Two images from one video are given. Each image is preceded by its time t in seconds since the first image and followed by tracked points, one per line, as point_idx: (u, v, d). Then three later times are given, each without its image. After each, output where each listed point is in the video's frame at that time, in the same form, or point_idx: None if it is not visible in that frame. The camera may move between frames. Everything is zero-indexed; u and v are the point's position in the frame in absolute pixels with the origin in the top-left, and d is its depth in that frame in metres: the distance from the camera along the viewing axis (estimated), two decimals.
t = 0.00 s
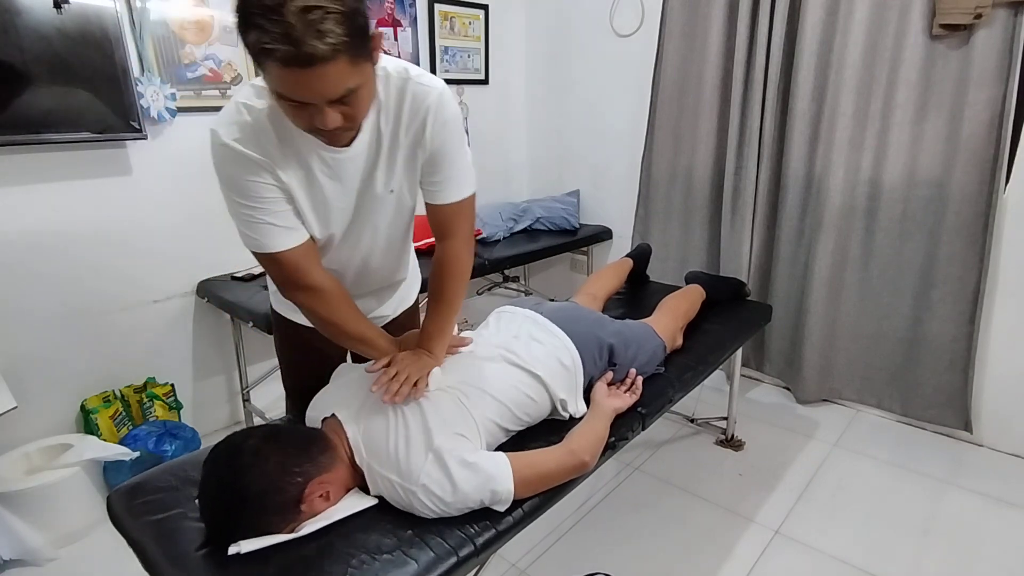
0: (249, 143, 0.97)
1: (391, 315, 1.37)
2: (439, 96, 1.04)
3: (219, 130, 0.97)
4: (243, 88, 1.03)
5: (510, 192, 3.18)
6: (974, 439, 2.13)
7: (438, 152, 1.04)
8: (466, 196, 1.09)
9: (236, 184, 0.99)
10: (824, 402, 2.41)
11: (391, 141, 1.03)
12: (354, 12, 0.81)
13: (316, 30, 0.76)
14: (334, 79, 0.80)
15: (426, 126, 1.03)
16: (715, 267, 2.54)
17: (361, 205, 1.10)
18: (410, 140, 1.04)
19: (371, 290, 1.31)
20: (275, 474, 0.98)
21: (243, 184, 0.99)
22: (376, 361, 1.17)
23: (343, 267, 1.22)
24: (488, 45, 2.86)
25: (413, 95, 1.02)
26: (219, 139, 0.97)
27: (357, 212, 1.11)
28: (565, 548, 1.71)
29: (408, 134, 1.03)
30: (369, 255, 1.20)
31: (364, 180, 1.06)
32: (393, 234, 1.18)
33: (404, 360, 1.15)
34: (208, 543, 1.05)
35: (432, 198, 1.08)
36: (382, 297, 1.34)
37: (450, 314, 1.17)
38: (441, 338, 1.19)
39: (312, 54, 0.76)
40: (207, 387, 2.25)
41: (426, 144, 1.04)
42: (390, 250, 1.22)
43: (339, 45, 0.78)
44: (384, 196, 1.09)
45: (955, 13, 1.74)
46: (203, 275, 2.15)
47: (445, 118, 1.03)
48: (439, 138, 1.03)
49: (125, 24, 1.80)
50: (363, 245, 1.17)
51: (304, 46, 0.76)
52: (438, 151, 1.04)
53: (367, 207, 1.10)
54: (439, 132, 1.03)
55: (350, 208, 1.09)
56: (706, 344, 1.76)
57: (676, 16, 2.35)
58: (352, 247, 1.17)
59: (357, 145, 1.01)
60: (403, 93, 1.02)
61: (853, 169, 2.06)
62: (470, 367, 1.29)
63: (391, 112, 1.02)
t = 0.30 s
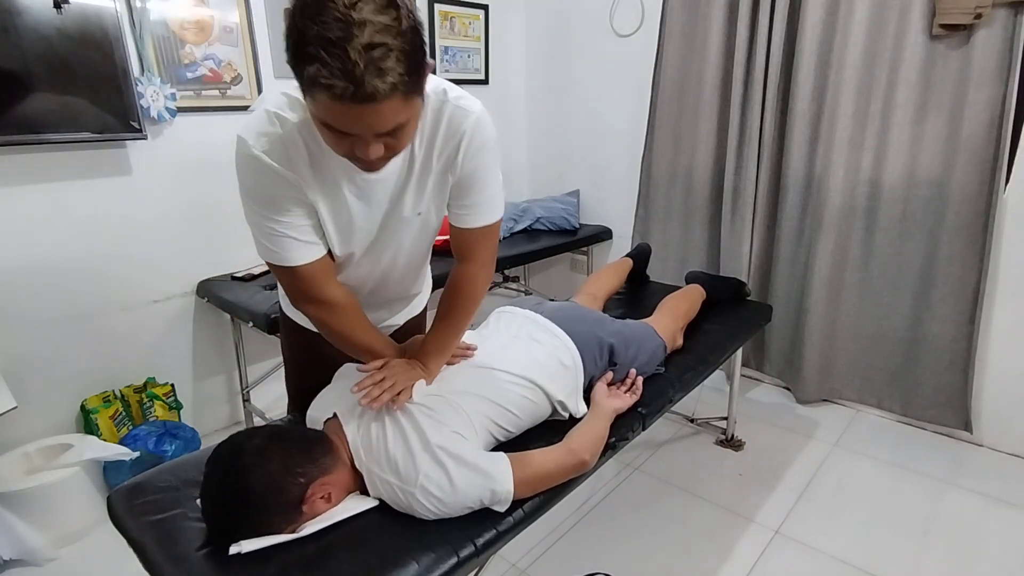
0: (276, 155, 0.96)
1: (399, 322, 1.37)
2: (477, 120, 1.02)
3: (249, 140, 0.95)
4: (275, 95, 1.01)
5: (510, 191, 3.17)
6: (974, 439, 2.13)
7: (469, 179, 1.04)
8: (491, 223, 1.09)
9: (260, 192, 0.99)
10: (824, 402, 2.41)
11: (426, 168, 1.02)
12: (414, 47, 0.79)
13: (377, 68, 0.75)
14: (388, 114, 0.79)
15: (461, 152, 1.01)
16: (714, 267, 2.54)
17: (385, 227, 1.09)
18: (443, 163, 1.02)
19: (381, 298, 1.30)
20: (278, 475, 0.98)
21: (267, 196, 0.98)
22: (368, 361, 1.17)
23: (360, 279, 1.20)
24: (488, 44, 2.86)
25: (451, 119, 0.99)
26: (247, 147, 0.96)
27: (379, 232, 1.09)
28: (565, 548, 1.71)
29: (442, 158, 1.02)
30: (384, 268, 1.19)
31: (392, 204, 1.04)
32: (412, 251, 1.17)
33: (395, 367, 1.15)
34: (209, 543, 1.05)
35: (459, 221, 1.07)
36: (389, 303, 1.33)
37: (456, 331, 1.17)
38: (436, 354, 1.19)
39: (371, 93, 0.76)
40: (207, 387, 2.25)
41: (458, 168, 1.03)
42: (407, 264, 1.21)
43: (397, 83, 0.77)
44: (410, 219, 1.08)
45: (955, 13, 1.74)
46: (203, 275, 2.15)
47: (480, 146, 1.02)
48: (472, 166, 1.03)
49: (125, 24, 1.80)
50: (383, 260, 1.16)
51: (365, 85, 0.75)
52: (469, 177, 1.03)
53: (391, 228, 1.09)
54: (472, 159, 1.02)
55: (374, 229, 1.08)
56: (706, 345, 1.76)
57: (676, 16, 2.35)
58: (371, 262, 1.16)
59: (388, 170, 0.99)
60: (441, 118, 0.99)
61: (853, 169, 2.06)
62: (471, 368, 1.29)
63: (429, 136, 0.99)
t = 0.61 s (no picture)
0: (261, 144, 0.97)
1: (395, 316, 1.37)
2: (458, 110, 1.02)
3: (232, 129, 0.97)
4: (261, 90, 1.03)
5: (510, 191, 3.17)
6: (974, 439, 2.13)
7: (449, 164, 1.03)
8: (470, 211, 1.07)
9: (247, 182, 1.00)
10: (824, 402, 2.41)
11: (404, 152, 1.02)
12: (384, 27, 0.80)
13: (344, 41, 0.76)
14: (356, 90, 0.79)
15: (440, 139, 1.02)
16: (714, 267, 2.54)
17: (372, 216, 1.09)
18: (423, 150, 1.03)
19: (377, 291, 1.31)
20: (277, 475, 0.98)
21: (252, 184, 0.99)
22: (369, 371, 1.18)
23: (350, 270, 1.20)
24: (488, 44, 2.86)
25: (430, 107, 1.01)
26: (231, 137, 0.98)
27: (367, 221, 1.10)
28: (564, 548, 1.71)
29: (421, 145, 1.02)
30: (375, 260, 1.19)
31: (377, 192, 1.05)
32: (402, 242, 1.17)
33: (394, 371, 1.15)
34: (209, 543, 1.05)
35: (439, 209, 1.07)
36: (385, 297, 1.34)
37: (445, 328, 1.16)
38: (433, 356, 1.18)
39: (337, 66, 0.76)
40: (207, 387, 2.25)
41: (437, 155, 1.03)
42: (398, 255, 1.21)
43: (364, 58, 0.77)
44: (396, 208, 1.08)
45: (955, 13, 1.74)
46: (203, 275, 2.15)
47: (460, 133, 1.02)
48: (451, 151, 1.02)
49: (125, 24, 1.80)
50: (373, 252, 1.17)
51: (331, 58, 0.75)
52: (448, 164, 1.03)
53: (378, 217, 1.09)
54: (451, 145, 1.02)
55: (361, 218, 1.08)
56: (706, 345, 1.76)
57: (676, 16, 2.35)
58: (362, 253, 1.17)
59: (371, 155, 0.99)
60: (419, 106, 1.00)
61: (853, 169, 2.06)
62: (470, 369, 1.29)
63: (406, 124, 1.01)
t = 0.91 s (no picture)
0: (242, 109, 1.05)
1: (389, 303, 1.39)
2: (428, 83, 1.12)
3: (217, 96, 1.05)
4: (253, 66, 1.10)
5: (510, 191, 3.17)
6: (974, 439, 2.13)
7: (425, 130, 1.13)
8: (449, 173, 1.17)
9: (226, 146, 1.07)
10: (824, 402, 2.41)
11: (377, 115, 1.10)
12: None
13: None
14: (315, 21, 0.88)
15: (413, 109, 1.11)
16: (715, 267, 2.54)
17: (352, 179, 1.15)
18: (397, 119, 1.12)
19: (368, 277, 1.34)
20: (272, 474, 0.97)
21: (228, 148, 1.07)
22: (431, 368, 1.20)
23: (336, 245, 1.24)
24: (488, 45, 2.86)
25: (402, 80, 1.10)
26: (216, 104, 1.05)
27: (347, 186, 1.15)
28: (564, 548, 1.71)
29: (396, 115, 1.11)
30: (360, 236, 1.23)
31: (354, 153, 1.12)
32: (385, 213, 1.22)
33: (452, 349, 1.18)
34: (208, 543, 1.05)
35: (423, 173, 1.16)
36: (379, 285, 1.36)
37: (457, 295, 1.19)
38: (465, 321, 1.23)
39: None
40: (207, 387, 2.25)
41: (416, 124, 1.11)
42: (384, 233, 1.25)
43: None
44: (373, 169, 1.14)
45: (955, 13, 1.74)
46: (203, 275, 2.15)
47: (434, 103, 1.12)
48: (426, 118, 1.12)
49: (125, 24, 1.80)
50: (356, 224, 1.21)
51: None
52: (427, 129, 1.12)
53: (357, 180, 1.15)
54: (425, 114, 1.12)
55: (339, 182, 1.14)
56: (706, 344, 1.76)
57: (676, 16, 2.35)
58: (346, 226, 1.21)
59: (344, 115, 1.08)
60: (389, 78, 1.10)
61: (853, 169, 2.06)
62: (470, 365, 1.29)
63: (379, 95, 1.10)
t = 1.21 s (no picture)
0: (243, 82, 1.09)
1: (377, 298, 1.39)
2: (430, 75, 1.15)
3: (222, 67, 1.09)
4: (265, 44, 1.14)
5: (510, 191, 3.17)
6: (974, 439, 2.13)
7: (427, 117, 1.15)
8: (451, 164, 1.20)
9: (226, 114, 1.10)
10: (824, 402, 2.40)
11: (376, 97, 1.13)
12: None
13: None
14: None
15: (413, 99, 1.13)
16: (715, 267, 2.54)
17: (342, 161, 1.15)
18: (396, 108, 1.14)
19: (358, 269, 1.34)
20: (271, 474, 0.97)
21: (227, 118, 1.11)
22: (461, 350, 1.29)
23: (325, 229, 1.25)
24: (488, 45, 2.86)
25: (405, 68, 1.13)
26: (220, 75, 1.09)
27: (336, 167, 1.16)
28: (564, 549, 1.71)
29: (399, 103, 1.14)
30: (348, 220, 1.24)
31: (348, 133, 1.13)
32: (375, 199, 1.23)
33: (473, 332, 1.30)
34: (208, 543, 1.05)
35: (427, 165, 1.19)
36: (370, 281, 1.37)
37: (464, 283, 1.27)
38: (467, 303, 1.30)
39: None
40: (207, 387, 2.25)
41: (416, 114, 1.14)
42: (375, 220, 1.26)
43: None
44: (366, 151, 1.15)
45: (955, 13, 1.74)
46: (203, 275, 2.15)
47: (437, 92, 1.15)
48: (427, 106, 1.14)
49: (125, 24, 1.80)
50: (348, 207, 1.22)
51: None
52: (428, 120, 1.15)
53: (348, 163, 1.16)
54: (428, 104, 1.14)
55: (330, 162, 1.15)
56: (706, 344, 1.76)
57: (676, 16, 2.35)
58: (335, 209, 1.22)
59: (340, 94, 1.10)
60: (388, 64, 1.12)
61: (853, 168, 2.06)
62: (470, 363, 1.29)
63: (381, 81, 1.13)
